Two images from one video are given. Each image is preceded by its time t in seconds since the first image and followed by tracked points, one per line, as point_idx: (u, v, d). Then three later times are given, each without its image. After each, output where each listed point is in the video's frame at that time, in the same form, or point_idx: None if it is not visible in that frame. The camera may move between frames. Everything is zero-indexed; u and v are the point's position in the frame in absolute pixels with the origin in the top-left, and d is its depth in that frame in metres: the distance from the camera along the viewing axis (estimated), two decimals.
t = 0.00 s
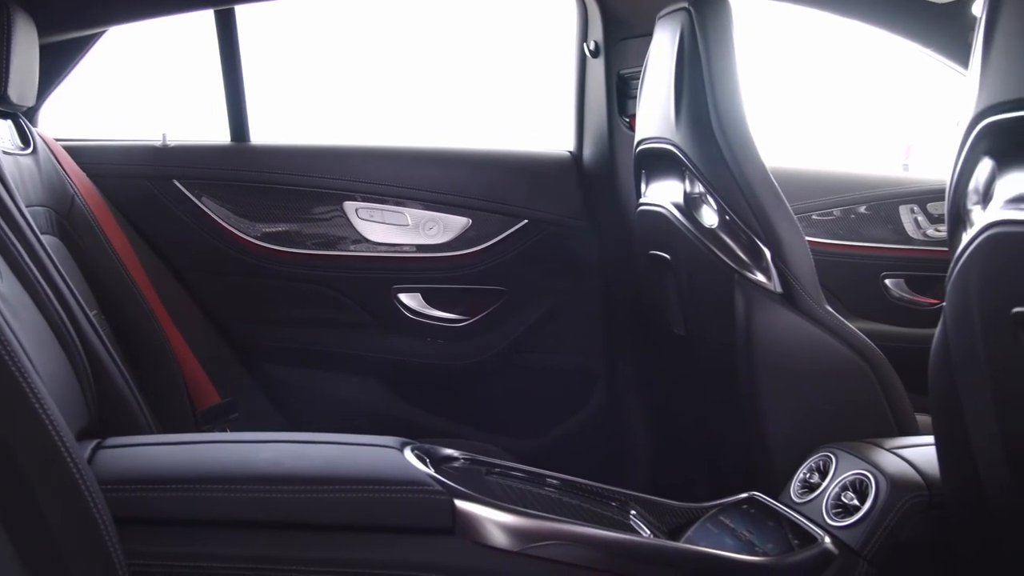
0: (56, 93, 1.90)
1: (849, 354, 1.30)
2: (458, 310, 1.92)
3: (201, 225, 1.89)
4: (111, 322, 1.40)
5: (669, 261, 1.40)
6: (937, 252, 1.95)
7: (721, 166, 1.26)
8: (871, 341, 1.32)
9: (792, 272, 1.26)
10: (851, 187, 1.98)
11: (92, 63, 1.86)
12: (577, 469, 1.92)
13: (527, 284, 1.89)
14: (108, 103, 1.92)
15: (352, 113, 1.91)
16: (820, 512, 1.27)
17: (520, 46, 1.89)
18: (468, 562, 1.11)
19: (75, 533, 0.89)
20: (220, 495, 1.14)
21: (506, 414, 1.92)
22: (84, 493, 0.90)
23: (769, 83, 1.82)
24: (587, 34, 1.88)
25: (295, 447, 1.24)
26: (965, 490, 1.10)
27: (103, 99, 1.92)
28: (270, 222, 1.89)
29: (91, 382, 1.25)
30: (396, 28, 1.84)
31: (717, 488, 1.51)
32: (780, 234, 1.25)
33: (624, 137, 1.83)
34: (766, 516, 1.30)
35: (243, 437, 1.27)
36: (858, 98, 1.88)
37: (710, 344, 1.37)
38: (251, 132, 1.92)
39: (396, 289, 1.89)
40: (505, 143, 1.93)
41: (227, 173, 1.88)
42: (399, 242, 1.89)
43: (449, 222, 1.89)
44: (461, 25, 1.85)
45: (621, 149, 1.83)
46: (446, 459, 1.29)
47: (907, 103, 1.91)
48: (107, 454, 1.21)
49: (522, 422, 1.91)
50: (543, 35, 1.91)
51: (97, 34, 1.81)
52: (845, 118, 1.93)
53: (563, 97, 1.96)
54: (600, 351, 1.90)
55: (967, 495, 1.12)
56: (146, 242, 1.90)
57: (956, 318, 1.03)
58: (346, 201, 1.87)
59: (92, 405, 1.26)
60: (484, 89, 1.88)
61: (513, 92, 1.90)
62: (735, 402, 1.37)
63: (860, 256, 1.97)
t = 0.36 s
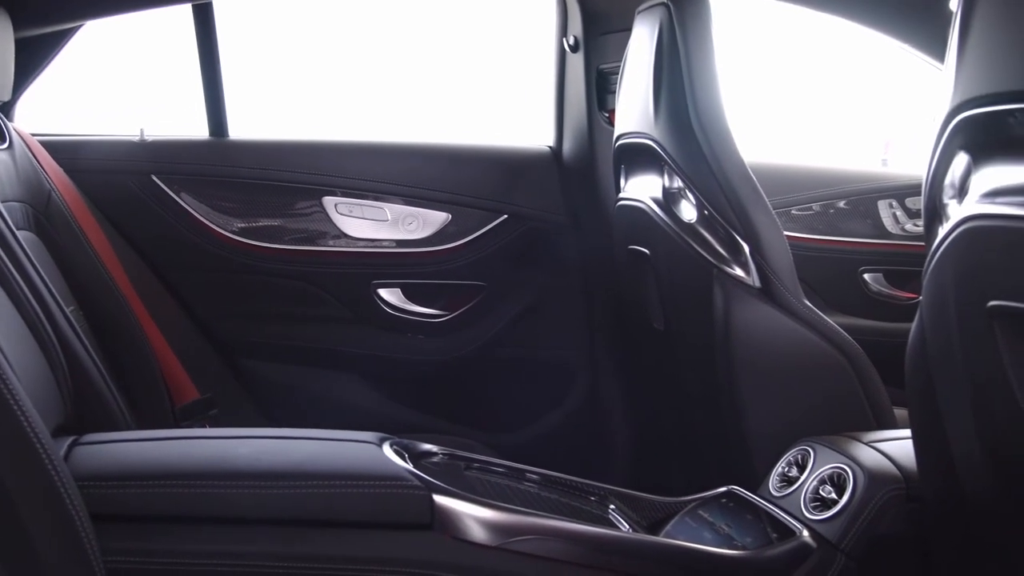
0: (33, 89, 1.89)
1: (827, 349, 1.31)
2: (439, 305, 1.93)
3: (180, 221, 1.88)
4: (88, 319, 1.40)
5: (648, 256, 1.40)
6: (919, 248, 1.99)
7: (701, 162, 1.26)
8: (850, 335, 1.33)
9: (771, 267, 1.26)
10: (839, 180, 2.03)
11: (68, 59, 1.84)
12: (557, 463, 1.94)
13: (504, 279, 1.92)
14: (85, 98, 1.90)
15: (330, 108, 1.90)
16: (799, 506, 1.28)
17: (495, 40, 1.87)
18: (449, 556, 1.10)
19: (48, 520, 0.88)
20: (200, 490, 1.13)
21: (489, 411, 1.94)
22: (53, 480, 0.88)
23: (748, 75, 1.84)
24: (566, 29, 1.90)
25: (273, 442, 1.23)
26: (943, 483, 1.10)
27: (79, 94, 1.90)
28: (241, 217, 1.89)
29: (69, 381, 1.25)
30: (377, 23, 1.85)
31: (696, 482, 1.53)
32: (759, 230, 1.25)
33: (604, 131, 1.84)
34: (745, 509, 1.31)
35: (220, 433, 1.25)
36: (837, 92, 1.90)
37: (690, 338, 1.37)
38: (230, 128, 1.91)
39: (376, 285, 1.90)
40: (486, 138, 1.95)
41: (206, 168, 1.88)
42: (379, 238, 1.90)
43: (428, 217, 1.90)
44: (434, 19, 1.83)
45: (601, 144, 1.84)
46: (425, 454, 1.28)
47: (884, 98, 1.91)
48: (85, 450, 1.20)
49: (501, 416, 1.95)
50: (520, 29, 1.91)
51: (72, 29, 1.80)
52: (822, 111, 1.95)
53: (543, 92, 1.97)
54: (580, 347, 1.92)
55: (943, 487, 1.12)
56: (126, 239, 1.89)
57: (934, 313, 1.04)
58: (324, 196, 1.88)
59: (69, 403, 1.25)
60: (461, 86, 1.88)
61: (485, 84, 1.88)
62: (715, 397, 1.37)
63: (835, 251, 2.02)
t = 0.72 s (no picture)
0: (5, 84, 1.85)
1: (805, 342, 1.31)
2: (418, 299, 1.95)
3: (159, 216, 1.87)
4: (67, 316, 1.39)
5: (627, 249, 1.40)
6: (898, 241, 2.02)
7: (680, 156, 1.26)
8: (827, 328, 1.33)
9: (749, 260, 1.26)
10: (817, 174, 2.05)
11: (43, 52, 1.82)
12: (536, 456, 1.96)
13: (484, 273, 1.93)
14: (60, 91, 1.88)
15: (310, 103, 1.92)
16: (777, 498, 1.28)
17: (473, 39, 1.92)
18: (426, 551, 1.10)
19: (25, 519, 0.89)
20: (178, 484, 1.12)
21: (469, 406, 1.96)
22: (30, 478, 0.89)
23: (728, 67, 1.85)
24: (547, 22, 1.91)
25: (252, 437, 1.22)
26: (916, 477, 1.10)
27: (54, 87, 1.88)
28: (217, 210, 1.89)
29: (46, 378, 1.24)
30: (361, 22, 1.88)
31: (673, 474, 1.54)
32: (738, 223, 1.26)
33: (584, 125, 1.84)
34: (724, 502, 1.31)
35: (199, 429, 1.25)
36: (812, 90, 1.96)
37: (669, 332, 1.37)
38: (208, 122, 1.91)
39: (356, 279, 1.90)
40: (467, 133, 1.96)
41: (185, 163, 1.87)
42: (357, 231, 1.90)
43: (408, 211, 1.91)
44: (418, 19, 1.88)
45: (580, 138, 1.84)
46: (404, 448, 1.28)
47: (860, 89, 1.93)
48: (61, 446, 1.18)
49: (482, 411, 1.96)
50: (500, 27, 1.94)
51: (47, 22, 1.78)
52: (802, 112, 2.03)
53: (523, 87, 2.00)
54: (560, 342, 1.95)
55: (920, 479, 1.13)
56: (104, 234, 1.88)
57: (910, 304, 1.04)
58: (303, 190, 1.88)
59: (47, 399, 1.24)
60: (442, 80, 1.91)
61: (466, 81, 1.92)
62: (694, 392, 1.38)
63: (817, 245, 2.03)
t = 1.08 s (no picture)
0: None
1: (782, 335, 1.32)
2: (396, 294, 1.95)
3: (136, 210, 1.87)
4: (38, 304, 1.44)
5: (605, 243, 1.40)
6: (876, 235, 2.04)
7: (658, 151, 1.26)
8: (804, 321, 1.34)
9: (727, 254, 1.26)
10: (795, 169, 2.06)
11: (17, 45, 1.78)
12: (517, 450, 1.97)
13: (464, 266, 1.94)
14: (34, 85, 1.86)
15: (290, 97, 1.92)
16: (755, 491, 1.29)
17: (453, 36, 1.93)
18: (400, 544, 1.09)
19: None
20: (154, 481, 1.10)
21: (447, 400, 1.97)
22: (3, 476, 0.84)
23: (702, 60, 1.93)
24: (524, 16, 1.94)
25: (226, 432, 1.20)
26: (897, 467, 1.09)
27: (27, 81, 1.85)
28: (193, 205, 1.88)
29: (20, 373, 1.23)
30: (341, 16, 1.90)
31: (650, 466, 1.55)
32: (715, 217, 1.26)
33: (563, 120, 1.90)
34: (702, 495, 1.31)
35: (175, 423, 1.23)
36: (788, 86, 2.02)
37: (648, 325, 1.37)
38: (185, 116, 1.89)
39: (335, 273, 1.90)
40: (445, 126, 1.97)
41: (162, 157, 1.85)
42: (336, 226, 1.91)
43: (386, 205, 1.92)
44: (397, 16, 1.89)
45: (560, 132, 1.90)
46: (382, 443, 1.27)
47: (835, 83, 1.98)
48: (37, 441, 1.16)
49: (461, 405, 1.97)
50: (478, 23, 1.96)
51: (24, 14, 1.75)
52: (779, 105, 2.07)
53: (501, 81, 2.00)
54: (540, 334, 1.95)
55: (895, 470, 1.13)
56: (81, 230, 1.87)
57: (886, 296, 1.03)
58: (281, 184, 1.88)
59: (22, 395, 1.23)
60: (424, 76, 1.93)
61: (446, 78, 1.94)
62: (673, 386, 1.38)
63: (795, 239, 2.05)
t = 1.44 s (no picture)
0: None
1: (760, 329, 1.32)
2: (375, 290, 1.95)
3: (113, 207, 1.86)
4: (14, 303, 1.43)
5: (583, 238, 1.41)
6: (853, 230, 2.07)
7: (636, 146, 1.26)
8: (781, 316, 1.34)
9: (704, 249, 1.26)
10: (772, 164, 2.09)
11: None
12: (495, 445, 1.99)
13: (443, 262, 1.94)
14: (10, 80, 1.86)
15: (269, 94, 1.91)
16: (732, 485, 1.29)
17: (431, 35, 1.93)
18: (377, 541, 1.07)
19: None
20: (129, 477, 1.07)
21: (425, 395, 1.97)
22: None
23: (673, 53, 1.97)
24: (502, 12, 1.92)
25: (204, 429, 1.18)
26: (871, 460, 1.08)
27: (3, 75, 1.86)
28: (170, 201, 1.88)
29: None
30: (314, 10, 1.89)
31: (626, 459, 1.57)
32: (693, 212, 1.26)
33: (540, 114, 1.87)
34: (679, 489, 1.31)
35: (150, 420, 1.21)
36: (765, 84, 2.06)
37: (625, 319, 1.38)
38: (161, 112, 1.88)
39: (312, 270, 1.91)
40: (426, 122, 1.95)
41: (138, 153, 1.85)
42: (314, 222, 1.90)
43: (364, 201, 1.91)
44: (374, 14, 1.90)
45: (537, 126, 1.87)
46: (360, 439, 1.26)
47: (813, 77, 1.97)
48: (10, 438, 1.14)
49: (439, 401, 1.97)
50: (455, 20, 1.95)
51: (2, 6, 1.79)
52: (757, 101, 2.10)
53: (480, 76, 1.98)
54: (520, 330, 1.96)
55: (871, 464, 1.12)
56: (58, 229, 1.88)
57: (862, 291, 1.02)
58: (258, 180, 1.88)
59: None
60: (402, 72, 1.92)
61: (426, 73, 1.94)
62: (653, 382, 1.38)
63: (770, 234, 2.08)
